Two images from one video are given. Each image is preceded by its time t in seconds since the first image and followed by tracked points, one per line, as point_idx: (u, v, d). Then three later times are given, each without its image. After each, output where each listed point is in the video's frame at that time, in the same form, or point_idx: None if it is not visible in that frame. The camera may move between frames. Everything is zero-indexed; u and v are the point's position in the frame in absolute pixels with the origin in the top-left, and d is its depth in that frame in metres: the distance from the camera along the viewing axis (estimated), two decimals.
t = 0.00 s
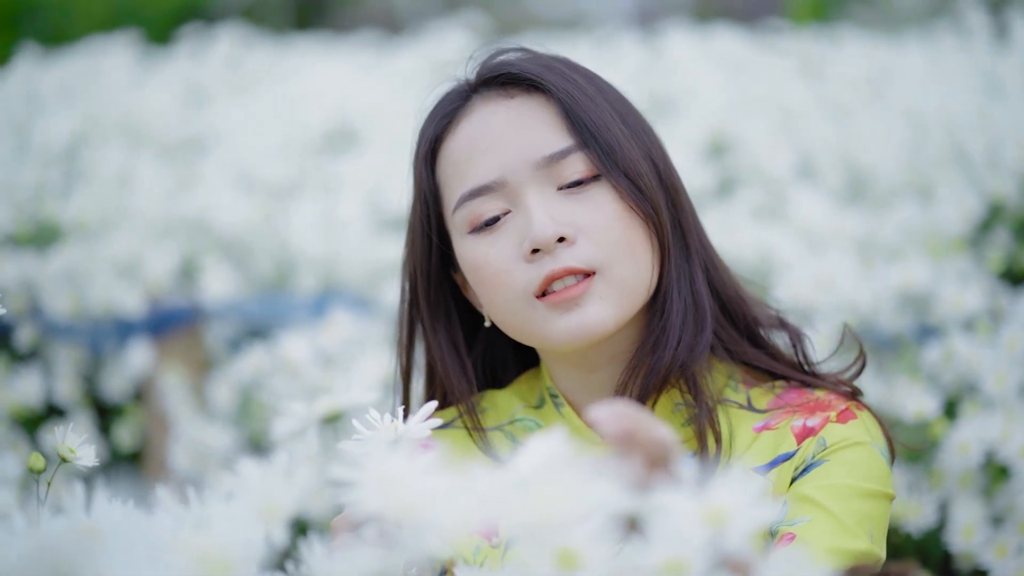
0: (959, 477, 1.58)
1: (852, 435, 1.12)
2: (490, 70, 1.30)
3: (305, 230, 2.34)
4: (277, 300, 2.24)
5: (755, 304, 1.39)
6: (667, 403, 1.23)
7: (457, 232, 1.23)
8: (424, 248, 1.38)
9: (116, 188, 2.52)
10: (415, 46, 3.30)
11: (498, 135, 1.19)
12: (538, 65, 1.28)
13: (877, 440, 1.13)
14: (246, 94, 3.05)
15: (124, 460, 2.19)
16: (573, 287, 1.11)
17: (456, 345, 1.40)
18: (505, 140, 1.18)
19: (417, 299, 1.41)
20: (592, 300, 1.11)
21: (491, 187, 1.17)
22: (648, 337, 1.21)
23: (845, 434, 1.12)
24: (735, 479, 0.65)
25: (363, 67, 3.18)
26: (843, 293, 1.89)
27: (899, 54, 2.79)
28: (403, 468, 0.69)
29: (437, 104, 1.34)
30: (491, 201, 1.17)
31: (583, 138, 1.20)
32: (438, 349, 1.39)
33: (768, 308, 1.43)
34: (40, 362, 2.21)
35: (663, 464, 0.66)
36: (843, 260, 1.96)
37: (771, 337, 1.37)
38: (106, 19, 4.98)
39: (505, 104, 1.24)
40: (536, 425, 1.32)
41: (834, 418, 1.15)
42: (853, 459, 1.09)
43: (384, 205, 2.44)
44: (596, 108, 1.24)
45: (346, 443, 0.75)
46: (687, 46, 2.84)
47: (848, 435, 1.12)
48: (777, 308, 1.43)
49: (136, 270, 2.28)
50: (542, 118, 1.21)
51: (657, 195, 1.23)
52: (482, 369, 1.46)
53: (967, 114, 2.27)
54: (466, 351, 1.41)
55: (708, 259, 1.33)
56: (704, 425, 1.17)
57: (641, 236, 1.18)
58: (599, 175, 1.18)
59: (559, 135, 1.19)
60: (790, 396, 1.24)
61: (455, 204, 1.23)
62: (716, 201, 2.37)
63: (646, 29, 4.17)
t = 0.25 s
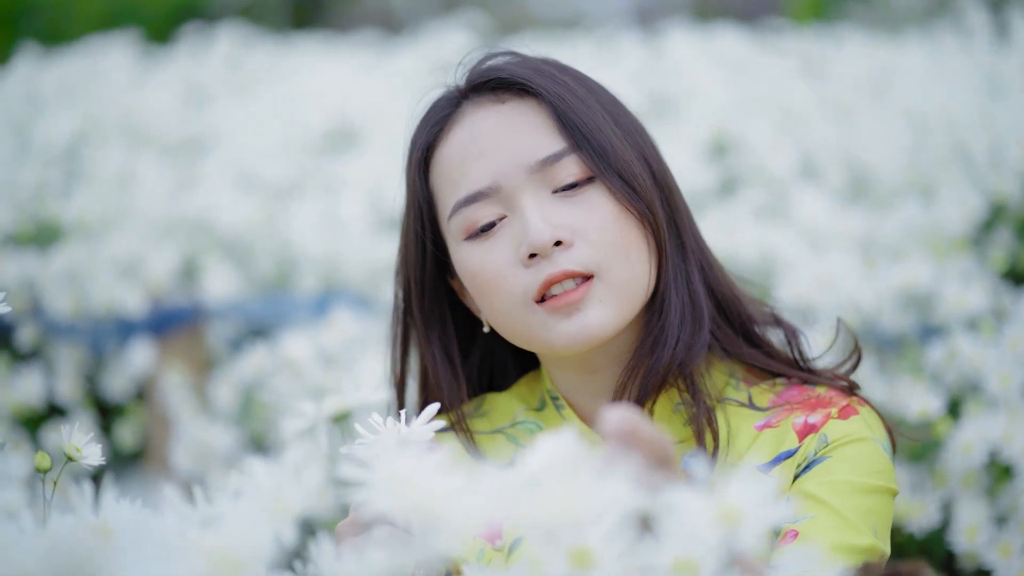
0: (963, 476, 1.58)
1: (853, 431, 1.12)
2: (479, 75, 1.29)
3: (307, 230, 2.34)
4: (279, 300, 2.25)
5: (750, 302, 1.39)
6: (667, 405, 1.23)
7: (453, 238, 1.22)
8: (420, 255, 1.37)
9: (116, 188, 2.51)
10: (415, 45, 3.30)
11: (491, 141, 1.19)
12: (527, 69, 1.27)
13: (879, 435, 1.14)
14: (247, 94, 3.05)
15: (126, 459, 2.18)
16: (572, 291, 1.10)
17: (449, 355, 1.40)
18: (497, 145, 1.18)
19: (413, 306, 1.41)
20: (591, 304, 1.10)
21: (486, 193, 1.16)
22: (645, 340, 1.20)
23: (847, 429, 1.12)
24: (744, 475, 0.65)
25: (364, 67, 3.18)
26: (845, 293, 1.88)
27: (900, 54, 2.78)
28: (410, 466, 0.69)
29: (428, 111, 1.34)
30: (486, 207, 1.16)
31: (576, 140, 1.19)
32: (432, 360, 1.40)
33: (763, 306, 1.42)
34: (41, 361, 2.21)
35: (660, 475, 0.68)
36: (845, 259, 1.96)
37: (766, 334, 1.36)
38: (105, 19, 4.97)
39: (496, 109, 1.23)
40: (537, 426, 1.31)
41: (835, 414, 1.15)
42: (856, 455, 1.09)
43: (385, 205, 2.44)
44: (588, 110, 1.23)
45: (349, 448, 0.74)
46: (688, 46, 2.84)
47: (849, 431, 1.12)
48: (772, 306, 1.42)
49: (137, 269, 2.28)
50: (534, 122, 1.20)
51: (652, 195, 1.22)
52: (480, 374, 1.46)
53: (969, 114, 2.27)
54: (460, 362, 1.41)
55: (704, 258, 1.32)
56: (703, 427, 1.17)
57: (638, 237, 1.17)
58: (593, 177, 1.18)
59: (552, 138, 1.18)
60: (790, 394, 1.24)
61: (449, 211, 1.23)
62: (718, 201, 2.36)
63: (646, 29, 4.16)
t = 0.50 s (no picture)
0: (966, 476, 1.58)
1: (855, 428, 1.11)
2: (472, 79, 1.28)
3: (309, 230, 2.33)
4: (280, 299, 2.24)
5: (747, 301, 1.38)
6: (668, 407, 1.23)
7: (451, 243, 1.21)
8: (417, 260, 1.36)
9: (117, 188, 2.51)
10: (416, 44, 3.30)
11: (486, 145, 1.17)
12: (520, 72, 1.26)
13: (881, 432, 1.13)
14: (247, 94, 3.05)
15: (127, 459, 2.17)
16: (572, 295, 1.09)
17: (448, 360, 1.40)
18: (493, 149, 1.16)
19: (411, 311, 1.40)
20: (591, 307, 1.10)
21: (483, 198, 1.15)
22: (645, 344, 1.20)
23: (849, 427, 1.12)
24: (757, 475, 0.66)
25: (364, 66, 3.18)
26: (848, 292, 1.88)
27: (901, 54, 2.79)
28: (418, 466, 0.69)
29: (422, 116, 1.32)
30: (483, 211, 1.15)
31: (572, 142, 1.18)
32: (430, 366, 1.40)
33: (760, 304, 1.42)
34: (42, 361, 2.20)
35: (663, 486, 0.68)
36: (848, 258, 1.96)
37: (764, 332, 1.36)
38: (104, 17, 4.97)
39: (491, 113, 1.22)
40: (540, 429, 1.31)
41: (837, 412, 1.15)
42: (858, 452, 1.08)
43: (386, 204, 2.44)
44: (583, 112, 1.22)
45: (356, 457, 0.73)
46: (689, 46, 2.84)
47: (852, 428, 1.11)
48: (770, 305, 1.42)
49: (138, 269, 2.27)
50: (529, 125, 1.19)
51: (649, 195, 1.21)
52: (479, 378, 1.45)
53: (971, 114, 2.26)
54: (457, 369, 1.41)
55: (701, 259, 1.31)
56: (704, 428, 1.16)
57: (636, 238, 1.16)
58: (590, 179, 1.17)
59: (547, 140, 1.17)
60: (792, 392, 1.24)
61: (446, 215, 1.21)
62: (720, 200, 2.36)
63: (645, 28, 4.16)
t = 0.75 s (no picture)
0: (970, 475, 1.58)
1: (858, 425, 1.11)
2: (469, 79, 1.27)
3: (310, 229, 2.32)
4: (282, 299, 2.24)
5: (748, 298, 1.38)
6: (671, 405, 1.22)
7: (452, 244, 1.21)
8: (417, 260, 1.36)
9: (118, 187, 2.51)
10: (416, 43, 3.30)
11: (486, 146, 1.17)
12: (519, 71, 1.26)
13: (884, 429, 1.13)
14: (248, 94, 3.05)
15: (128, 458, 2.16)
16: (574, 295, 1.09)
17: (448, 361, 1.40)
18: (492, 150, 1.16)
19: (412, 312, 1.40)
20: (593, 307, 1.09)
21: (483, 199, 1.14)
22: (646, 344, 1.19)
23: (851, 424, 1.11)
24: (768, 474, 0.66)
25: (365, 66, 3.18)
26: (852, 291, 1.87)
27: (902, 53, 2.79)
28: (430, 461, 0.69)
29: (421, 117, 1.32)
30: (483, 212, 1.15)
31: (571, 141, 1.18)
32: (431, 367, 1.40)
33: (760, 302, 1.41)
34: (44, 360, 2.20)
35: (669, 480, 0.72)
36: (851, 258, 1.95)
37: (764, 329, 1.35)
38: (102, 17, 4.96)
39: (490, 113, 1.21)
40: (542, 428, 1.31)
41: (840, 408, 1.14)
42: (861, 448, 1.08)
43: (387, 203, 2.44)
44: (582, 111, 1.21)
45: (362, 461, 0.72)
46: (690, 45, 2.84)
47: (855, 424, 1.11)
48: (770, 302, 1.41)
49: (140, 268, 2.27)
50: (529, 124, 1.18)
51: (650, 194, 1.21)
52: (481, 377, 1.45)
53: (973, 112, 2.26)
54: (458, 370, 1.41)
55: (702, 257, 1.30)
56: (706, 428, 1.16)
57: (637, 237, 1.16)
58: (591, 178, 1.16)
59: (547, 141, 1.17)
60: (795, 389, 1.23)
61: (447, 216, 1.21)
62: (723, 199, 2.36)
63: (645, 27, 4.16)
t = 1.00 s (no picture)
0: (973, 475, 1.58)
1: (861, 422, 1.11)
2: (472, 78, 1.27)
3: (312, 229, 2.32)
4: (285, 299, 2.24)
5: (750, 297, 1.37)
6: (675, 405, 1.22)
7: (455, 243, 1.21)
8: (420, 259, 1.36)
9: (120, 186, 2.51)
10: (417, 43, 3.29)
11: (489, 145, 1.17)
12: (522, 70, 1.26)
13: (887, 427, 1.12)
14: (249, 93, 3.04)
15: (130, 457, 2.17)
16: (578, 295, 1.09)
17: (450, 360, 1.40)
18: (496, 150, 1.16)
19: (414, 311, 1.39)
20: (597, 307, 1.09)
21: (487, 199, 1.14)
22: (650, 344, 1.19)
23: (854, 421, 1.11)
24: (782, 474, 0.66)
25: (366, 65, 3.18)
26: (855, 290, 1.87)
27: (903, 53, 2.79)
28: (438, 461, 0.69)
29: (423, 116, 1.32)
30: (487, 212, 1.15)
31: (575, 141, 1.18)
32: (433, 366, 1.39)
33: (763, 300, 1.41)
34: (46, 359, 2.20)
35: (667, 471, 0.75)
36: (854, 257, 1.95)
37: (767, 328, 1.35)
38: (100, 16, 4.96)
39: (493, 112, 1.21)
40: (546, 428, 1.31)
41: (843, 406, 1.14)
42: (863, 446, 1.08)
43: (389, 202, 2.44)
44: (584, 111, 1.21)
45: (370, 461, 0.72)
46: (692, 45, 2.84)
47: (857, 422, 1.11)
48: (773, 302, 1.41)
49: (142, 268, 2.27)
50: (532, 124, 1.18)
51: (653, 193, 1.20)
52: (484, 377, 1.45)
53: (976, 112, 2.26)
54: (461, 369, 1.40)
55: (705, 257, 1.30)
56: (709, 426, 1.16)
57: (641, 237, 1.15)
58: (594, 178, 1.16)
59: (551, 140, 1.16)
60: (798, 387, 1.23)
61: (450, 216, 1.21)
62: (725, 199, 2.36)
63: (646, 27, 4.16)
